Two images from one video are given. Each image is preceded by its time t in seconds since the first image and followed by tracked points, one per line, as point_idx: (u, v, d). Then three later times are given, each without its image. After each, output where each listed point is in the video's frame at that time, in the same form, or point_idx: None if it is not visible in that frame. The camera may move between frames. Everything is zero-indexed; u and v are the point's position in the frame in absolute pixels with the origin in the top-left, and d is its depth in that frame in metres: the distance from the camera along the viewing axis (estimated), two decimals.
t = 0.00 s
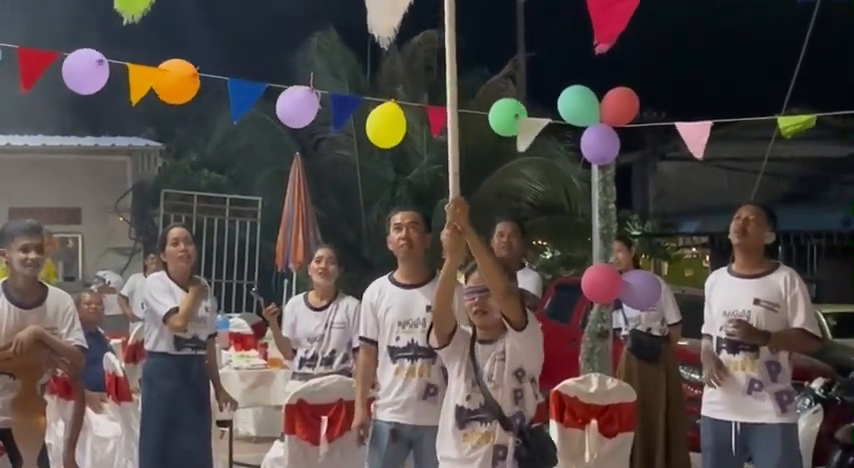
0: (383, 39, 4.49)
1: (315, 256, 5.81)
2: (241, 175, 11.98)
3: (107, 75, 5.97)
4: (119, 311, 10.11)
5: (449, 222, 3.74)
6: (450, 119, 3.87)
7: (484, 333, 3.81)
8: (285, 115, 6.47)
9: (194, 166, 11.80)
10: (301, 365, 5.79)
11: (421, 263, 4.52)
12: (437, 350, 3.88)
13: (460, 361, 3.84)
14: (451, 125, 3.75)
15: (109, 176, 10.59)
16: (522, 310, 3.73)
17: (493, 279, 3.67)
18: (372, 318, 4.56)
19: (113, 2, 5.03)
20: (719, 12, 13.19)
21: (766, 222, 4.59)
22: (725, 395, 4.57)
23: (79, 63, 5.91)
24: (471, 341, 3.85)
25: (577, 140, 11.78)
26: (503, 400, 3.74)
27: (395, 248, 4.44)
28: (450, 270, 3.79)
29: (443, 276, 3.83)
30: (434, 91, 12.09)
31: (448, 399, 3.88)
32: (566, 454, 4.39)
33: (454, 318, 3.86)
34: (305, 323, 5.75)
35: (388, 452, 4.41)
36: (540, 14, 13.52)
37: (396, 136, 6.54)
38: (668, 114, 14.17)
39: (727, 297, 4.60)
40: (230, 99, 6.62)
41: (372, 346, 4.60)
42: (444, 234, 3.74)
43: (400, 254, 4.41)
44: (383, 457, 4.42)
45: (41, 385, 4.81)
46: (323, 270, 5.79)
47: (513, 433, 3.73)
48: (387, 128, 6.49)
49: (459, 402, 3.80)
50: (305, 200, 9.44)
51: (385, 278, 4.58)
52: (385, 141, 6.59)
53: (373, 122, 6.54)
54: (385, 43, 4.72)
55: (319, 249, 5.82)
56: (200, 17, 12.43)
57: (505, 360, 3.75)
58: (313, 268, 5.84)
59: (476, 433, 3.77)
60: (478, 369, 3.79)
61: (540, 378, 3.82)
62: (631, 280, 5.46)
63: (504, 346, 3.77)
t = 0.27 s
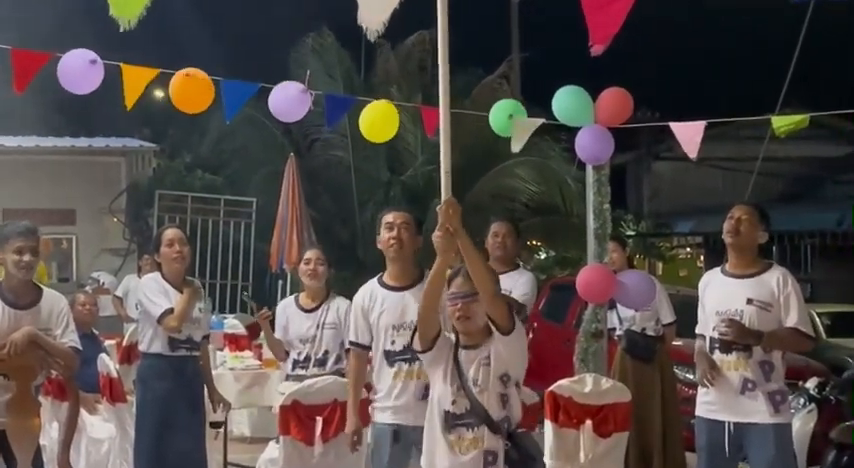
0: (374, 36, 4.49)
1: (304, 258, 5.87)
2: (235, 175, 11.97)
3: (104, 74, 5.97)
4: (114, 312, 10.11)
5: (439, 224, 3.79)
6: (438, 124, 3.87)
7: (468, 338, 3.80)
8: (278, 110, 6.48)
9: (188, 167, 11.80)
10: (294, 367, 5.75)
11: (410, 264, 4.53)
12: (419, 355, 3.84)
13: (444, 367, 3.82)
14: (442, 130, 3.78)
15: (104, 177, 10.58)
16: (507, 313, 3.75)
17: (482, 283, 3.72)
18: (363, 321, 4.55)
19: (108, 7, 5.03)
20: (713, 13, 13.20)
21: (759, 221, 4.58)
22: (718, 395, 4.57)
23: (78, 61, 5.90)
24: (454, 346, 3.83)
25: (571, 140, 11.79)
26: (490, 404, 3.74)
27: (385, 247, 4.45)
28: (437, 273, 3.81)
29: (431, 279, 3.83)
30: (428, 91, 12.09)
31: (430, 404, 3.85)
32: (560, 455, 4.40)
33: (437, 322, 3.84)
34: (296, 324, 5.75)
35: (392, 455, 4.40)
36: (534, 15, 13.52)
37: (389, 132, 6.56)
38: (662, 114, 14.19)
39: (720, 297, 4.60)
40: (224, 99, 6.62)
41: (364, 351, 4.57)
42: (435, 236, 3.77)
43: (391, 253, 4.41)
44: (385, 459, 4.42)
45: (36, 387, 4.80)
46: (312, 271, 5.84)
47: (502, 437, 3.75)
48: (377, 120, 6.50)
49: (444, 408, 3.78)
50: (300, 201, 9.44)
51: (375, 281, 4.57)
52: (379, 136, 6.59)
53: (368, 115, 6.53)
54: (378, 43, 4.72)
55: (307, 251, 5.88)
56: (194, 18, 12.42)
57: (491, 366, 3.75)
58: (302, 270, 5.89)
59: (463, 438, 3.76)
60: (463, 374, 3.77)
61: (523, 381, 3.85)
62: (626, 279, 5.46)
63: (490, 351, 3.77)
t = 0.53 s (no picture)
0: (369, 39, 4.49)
1: (288, 256, 5.66)
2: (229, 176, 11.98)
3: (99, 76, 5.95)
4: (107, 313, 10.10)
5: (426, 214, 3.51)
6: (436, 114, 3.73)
7: (454, 337, 3.54)
8: (274, 110, 6.47)
9: (182, 168, 11.80)
10: (281, 368, 5.63)
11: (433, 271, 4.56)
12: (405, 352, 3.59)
13: (430, 366, 3.56)
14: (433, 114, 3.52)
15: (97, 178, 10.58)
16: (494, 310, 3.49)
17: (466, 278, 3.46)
18: (380, 324, 4.66)
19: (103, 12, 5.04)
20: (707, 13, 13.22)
21: (753, 222, 4.61)
22: (710, 395, 4.57)
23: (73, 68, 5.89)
24: (439, 345, 3.57)
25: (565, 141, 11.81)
26: (476, 405, 3.49)
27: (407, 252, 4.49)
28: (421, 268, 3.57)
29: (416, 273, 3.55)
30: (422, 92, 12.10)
31: (415, 404, 3.59)
32: (553, 454, 4.41)
33: (422, 318, 3.57)
34: (283, 325, 5.62)
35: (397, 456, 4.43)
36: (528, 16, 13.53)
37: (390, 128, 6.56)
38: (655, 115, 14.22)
39: (713, 297, 4.61)
40: (219, 100, 6.62)
41: (378, 353, 4.66)
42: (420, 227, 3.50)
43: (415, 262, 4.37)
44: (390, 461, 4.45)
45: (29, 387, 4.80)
46: (297, 270, 5.64)
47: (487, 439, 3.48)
48: (375, 119, 6.50)
49: (429, 408, 3.52)
50: (294, 201, 9.45)
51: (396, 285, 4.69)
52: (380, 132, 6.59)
53: (369, 111, 6.53)
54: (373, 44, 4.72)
55: (291, 250, 5.67)
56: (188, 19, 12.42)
57: (477, 364, 3.50)
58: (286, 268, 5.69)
59: (447, 440, 3.49)
60: (448, 373, 3.51)
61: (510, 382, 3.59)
62: (621, 280, 5.46)
63: (476, 350, 3.51)
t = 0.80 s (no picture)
0: (365, 41, 4.49)
1: (277, 256, 5.64)
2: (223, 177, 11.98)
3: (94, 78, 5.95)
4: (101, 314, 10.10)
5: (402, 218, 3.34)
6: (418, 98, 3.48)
7: (443, 339, 3.50)
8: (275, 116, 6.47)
9: (176, 169, 11.79)
10: (269, 367, 5.60)
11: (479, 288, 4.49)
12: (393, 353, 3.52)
13: (418, 368, 3.51)
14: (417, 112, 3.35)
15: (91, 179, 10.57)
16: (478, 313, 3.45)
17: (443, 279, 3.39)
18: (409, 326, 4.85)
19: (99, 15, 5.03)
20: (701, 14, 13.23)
21: (749, 222, 4.62)
22: (704, 394, 4.58)
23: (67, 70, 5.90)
24: (428, 347, 3.53)
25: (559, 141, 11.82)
26: (462, 407, 3.43)
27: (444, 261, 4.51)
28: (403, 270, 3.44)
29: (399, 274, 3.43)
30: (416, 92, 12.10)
31: (404, 405, 3.53)
32: (548, 454, 4.39)
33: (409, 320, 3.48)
34: (272, 324, 5.59)
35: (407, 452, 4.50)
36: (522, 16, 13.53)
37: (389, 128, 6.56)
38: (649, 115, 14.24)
39: (707, 296, 4.62)
40: (213, 102, 6.61)
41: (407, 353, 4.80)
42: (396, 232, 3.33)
43: (462, 262, 4.02)
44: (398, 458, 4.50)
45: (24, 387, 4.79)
46: (286, 270, 5.61)
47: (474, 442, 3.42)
48: (372, 120, 6.50)
49: (416, 410, 3.47)
50: (288, 202, 9.44)
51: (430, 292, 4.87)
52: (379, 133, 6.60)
53: (363, 116, 6.55)
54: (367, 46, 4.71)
55: (280, 250, 5.64)
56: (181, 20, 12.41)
57: (463, 367, 3.45)
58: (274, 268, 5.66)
59: (434, 443, 3.43)
60: (435, 376, 3.47)
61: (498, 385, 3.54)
62: (615, 280, 5.47)
63: (463, 352, 3.47)
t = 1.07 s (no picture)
0: (357, 42, 4.48)
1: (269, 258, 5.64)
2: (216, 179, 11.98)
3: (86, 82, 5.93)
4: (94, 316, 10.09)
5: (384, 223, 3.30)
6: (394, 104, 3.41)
7: (435, 341, 3.49)
8: (270, 124, 6.47)
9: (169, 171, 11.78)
10: (259, 368, 5.59)
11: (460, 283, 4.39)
12: (386, 354, 3.51)
13: (409, 368, 3.49)
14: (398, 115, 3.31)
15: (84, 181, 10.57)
16: (465, 314, 3.45)
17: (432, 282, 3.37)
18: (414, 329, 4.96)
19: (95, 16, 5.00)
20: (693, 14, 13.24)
21: (743, 223, 4.62)
22: (698, 394, 4.57)
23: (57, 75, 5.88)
24: (420, 348, 3.51)
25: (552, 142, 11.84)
26: (451, 409, 3.42)
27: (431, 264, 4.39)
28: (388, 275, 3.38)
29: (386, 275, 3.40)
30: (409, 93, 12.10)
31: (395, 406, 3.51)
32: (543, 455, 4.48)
33: (399, 323, 3.47)
34: (263, 325, 5.58)
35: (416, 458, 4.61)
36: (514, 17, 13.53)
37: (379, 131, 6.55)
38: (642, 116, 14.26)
39: (701, 296, 4.61)
40: (205, 103, 6.60)
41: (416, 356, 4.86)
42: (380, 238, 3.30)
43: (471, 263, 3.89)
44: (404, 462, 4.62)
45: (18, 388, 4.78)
46: (278, 272, 5.61)
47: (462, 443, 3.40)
48: (364, 123, 6.49)
49: (406, 410, 3.44)
50: (281, 203, 9.44)
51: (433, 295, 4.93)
52: (367, 141, 6.58)
53: (353, 122, 6.54)
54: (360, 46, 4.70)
55: (273, 251, 5.65)
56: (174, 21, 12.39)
57: (453, 368, 3.44)
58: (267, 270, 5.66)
59: (423, 443, 3.41)
60: (424, 377, 3.45)
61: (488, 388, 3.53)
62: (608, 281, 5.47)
63: (453, 353, 3.46)
